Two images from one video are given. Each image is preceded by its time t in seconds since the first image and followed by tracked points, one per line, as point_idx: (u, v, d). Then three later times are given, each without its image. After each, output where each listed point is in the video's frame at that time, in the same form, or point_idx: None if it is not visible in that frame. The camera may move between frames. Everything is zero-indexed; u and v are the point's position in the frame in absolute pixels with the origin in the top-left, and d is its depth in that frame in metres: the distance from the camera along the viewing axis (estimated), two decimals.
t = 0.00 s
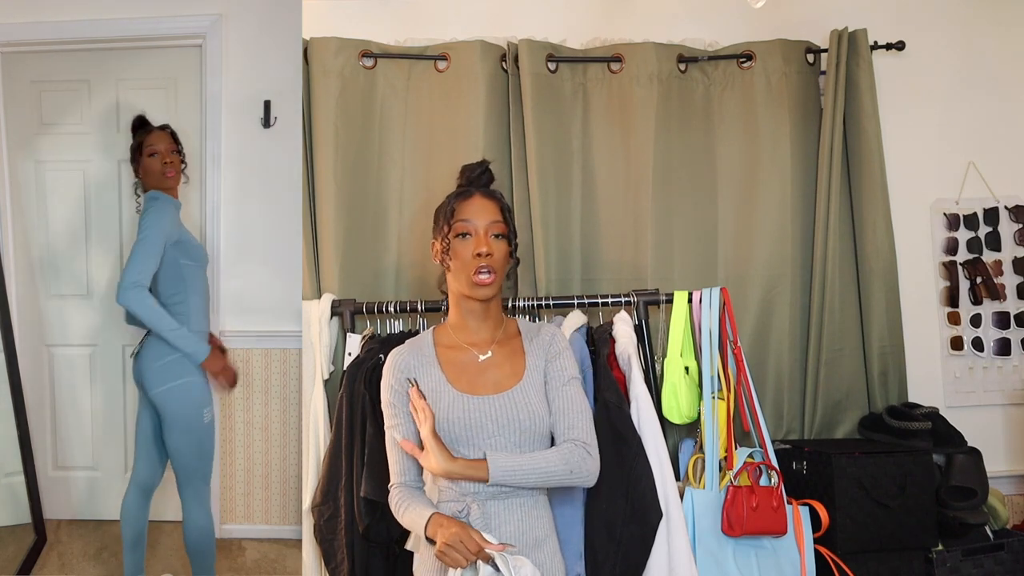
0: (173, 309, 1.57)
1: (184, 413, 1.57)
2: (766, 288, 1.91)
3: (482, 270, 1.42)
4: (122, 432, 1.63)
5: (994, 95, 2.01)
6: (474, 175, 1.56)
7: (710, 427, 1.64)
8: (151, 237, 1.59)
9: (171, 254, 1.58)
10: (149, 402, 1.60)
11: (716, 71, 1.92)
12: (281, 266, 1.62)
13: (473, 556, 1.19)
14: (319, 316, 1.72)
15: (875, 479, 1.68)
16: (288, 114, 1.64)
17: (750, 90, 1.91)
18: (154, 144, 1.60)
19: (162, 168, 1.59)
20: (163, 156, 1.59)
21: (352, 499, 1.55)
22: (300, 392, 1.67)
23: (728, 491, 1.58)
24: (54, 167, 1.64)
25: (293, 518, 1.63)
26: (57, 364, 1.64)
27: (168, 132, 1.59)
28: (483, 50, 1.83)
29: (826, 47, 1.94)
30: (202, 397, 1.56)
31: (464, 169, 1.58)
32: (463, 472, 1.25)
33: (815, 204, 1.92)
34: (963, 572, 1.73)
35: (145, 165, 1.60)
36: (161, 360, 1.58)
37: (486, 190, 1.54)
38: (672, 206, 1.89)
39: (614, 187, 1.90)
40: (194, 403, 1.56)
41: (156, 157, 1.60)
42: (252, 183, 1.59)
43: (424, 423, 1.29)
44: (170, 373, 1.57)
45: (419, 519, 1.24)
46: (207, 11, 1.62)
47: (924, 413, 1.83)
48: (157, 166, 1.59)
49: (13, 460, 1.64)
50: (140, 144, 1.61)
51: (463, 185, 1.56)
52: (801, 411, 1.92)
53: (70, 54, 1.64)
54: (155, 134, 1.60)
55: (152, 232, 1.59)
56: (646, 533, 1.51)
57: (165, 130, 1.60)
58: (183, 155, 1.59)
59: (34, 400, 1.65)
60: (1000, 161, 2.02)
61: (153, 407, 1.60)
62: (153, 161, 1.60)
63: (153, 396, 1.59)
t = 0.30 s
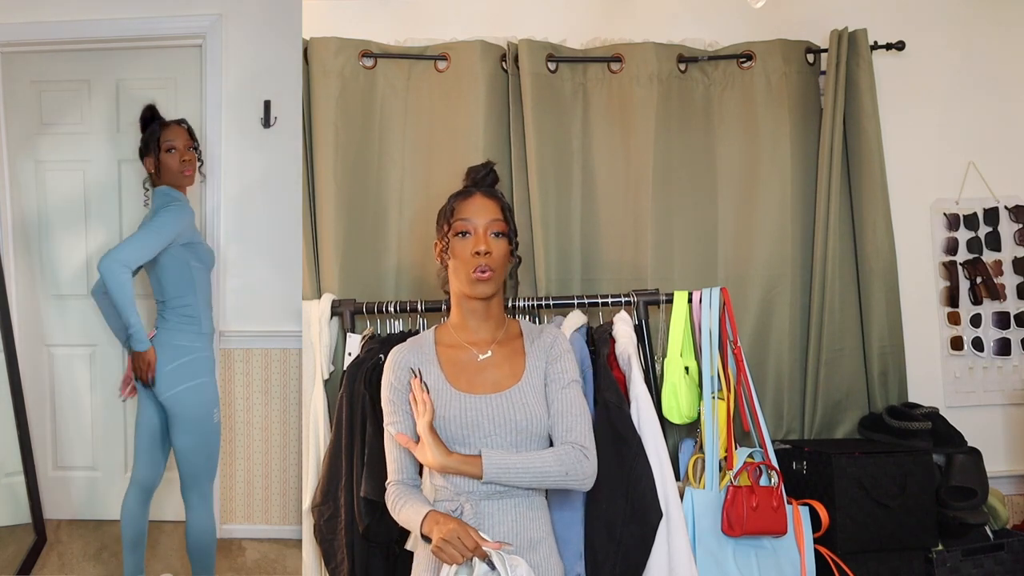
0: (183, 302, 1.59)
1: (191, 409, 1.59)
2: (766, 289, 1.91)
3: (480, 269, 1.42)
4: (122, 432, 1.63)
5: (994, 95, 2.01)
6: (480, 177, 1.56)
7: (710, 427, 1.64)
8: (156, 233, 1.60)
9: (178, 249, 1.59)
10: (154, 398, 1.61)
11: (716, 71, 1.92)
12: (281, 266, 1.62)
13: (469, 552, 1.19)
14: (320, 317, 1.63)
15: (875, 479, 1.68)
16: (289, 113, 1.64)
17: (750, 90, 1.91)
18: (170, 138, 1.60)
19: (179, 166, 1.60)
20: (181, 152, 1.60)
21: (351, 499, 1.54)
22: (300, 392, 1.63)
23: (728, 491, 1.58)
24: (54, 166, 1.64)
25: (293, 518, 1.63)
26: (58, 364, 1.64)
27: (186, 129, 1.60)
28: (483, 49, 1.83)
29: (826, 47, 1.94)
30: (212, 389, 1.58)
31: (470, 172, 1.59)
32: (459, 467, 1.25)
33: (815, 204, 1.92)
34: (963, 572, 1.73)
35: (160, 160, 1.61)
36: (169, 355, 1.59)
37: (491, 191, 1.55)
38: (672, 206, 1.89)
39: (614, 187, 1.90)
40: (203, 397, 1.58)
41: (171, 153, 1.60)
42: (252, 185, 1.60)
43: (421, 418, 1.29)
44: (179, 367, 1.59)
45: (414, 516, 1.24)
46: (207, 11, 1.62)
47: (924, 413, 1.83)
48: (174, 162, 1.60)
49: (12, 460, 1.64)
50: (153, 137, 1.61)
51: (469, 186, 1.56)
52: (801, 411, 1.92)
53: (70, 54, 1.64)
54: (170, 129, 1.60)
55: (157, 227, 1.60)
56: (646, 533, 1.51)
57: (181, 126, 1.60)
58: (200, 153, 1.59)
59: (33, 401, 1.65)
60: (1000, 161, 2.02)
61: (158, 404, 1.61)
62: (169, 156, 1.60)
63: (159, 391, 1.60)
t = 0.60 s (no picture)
0: (182, 302, 1.59)
1: (188, 410, 1.58)
2: (766, 288, 1.91)
3: (469, 261, 1.43)
4: (121, 432, 1.63)
5: (994, 95, 2.01)
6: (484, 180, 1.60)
7: (710, 427, 1.64)
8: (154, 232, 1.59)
9: (177, 249, 1.58)
10: (151, 399, 1.60)
11: (716, 71, 1.92)
12: (281, 266, 1.62)
13: (457, 506, 1.18)
14: (320, 317, 1.64)
15: (875, 479, 1.68)
16: (289, 114, 1.64)
17: (750, 90, 1.91)
18: (171, 137, 1.60)
19: (180, 165, 1.60)
20: (182, 152, 1.60)
21: (351, 499, 1.54)
22: (300, 392, 1.63)
23: (728, 491, 1.58)
24: (54, 167, 1.64)
25: (293, 518, 1.63)
26: (58, 364, 1.64)
27: (187, 127, 1.60)
28: (482, 49, 1.83)
29: (827, 47, 1.94)
30: (211, 390, 1.58)
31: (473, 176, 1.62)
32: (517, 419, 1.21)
33: (815, 204, 1.92)
34: (963, 572, 1.73)
35: (161, 159, 1.60)
36: (167, 355, 1.59)
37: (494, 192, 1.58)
38: (672, 206, 1.89)
39: (614, 187, 1.90)
40: (201, 398, 1.58)
41: (172, 152, 1.60)
42: (253, 184, 1.60)
43: (493, 348, 1.21)
44: (178, 368, 1.59)
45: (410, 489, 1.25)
46: (207, 12, 1.62)
47: (923, 413, 1.83)
48: (175, 162, 1.60)
49: (12, 460, 1.64)
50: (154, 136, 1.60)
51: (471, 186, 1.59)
52: (801, 411, 1.92)
53: (70, 54, 1.64)
54: (172, 128, 1.60)
55: (156, 227, 1.59)
56: (645, 533, 1.51)
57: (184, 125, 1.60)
58: (202, 153, 1.59)
59: (34, 400, 1.65)
60: (1001, 161, 2.02)
61: (155, 405, 1.61)
62: (171, 156, 1.60)
63: (157, 392, 1.60)
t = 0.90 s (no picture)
0: (183, 302, 1.58)
1: (188, 410, 1.57)
2: (766, 288, 1.91)
3: (467, 271, 1.42)
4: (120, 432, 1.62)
5: (994, 95, 2.01)
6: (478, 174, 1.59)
7: (710, 427, 1.64)
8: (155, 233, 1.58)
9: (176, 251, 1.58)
10: (152, 399, 1.60)
11: (716, 71, 1.92)
12: (281, 266, 1.62)
13: (465, 447, 1.16)
14: (320, 317, 1.68)
15: (875, 479, 1.68)
16: (289, 114, 1.64)
17: (750, 90, 1.91)
18: (169, 138, 1.59)
19: (178, 167, 1.59)
20: (180, 153, 1.58)
21: (352, 499, 1.54)
22: (300, 393, 1.65)
23: (728, 491, 1.58)
24: (54, 167, 1.64)
25: (293, 518, 1.64)
26: (58, 364, 1.64)
27: (185, 127, 1.59)
28: (483, 49, 1.83)
29: (826, 47, 1.94)
30: (212, 389, 1.57)
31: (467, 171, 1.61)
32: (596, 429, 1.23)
33: (815, 204, 1.92)
34: (963, 572, 1.73)
35: (160, 161, 1.60)
36: (168, 355, 1.58)
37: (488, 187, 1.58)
38: (672, 206, 1.90)
39: (614, 187, 1.90)
40: (200, 400, 1.57)
41: (170, 152, 1.59)
42: (254, 183, 1.60)
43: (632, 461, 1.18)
44: (179, 367, 1.58)
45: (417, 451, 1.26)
46: (207, 12, 1.62)
47: (924, 413, 1.83)
48: (173, 164, 1.59)
49: (12, 461, 1.64)
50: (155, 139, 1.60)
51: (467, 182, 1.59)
52: (801, 411, 1.92)
53: (70, 54, 1.64)
54: (170, 127, 1.59)
55: (155, 228, 1.58)
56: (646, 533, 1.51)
57: (181, 125, 1.59)
58: (198, 152, 1.59)
59: (34, 401, 1.65)
60: (1001, 161, 2.02)
61: (155, 407, 1.60)
62: (168, 157, 1.59)
63: (157, 391, 1.59)
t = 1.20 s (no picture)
0: (183, 302, 1.58)
1: (189, 410, 1.57)
2: (766, 288, 1.91)
3: (477, 271, 1.41)
4: (120, 432, 1.62)
5: (994, 95, 2.01)
6: (486, 172, 1.57)
7: (710, 427, 1.64)
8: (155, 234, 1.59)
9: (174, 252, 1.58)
10: (154, 399, 1.59)
11: (716, 71, 1.92)
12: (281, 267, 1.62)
13: (481, 448, 1.18)
14: (320, 317, 1.67)
15: (875, 479, 1.68)
16: (289, 114, 1.64)
17: (750, 90, 1.91)
18: (167, 139, 1.59)
19: (176, 168, 1.58)
20: (178, 154, 1.58)
21: (351, 499, 1.55)
22: (300, 392, 1.65)
23: (728, 491, 1.58)
24: (54, 167, 1.64)
25: (293, 518, 1.64)
26: (58, 364, 1.64)
27: (182, 127, 1.59)
28: (483, 49, 1.83)
29: (827, 47, 1.94)
30: (213, 387, 1.57)
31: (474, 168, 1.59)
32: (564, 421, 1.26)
33: (815, 204, 1.92)
34: (963, 572, 1.73)
35: (159, 163, 1.59)
36: (169, 355, 1.57)
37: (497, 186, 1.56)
38: (672, 206, 1.89)
39: (614, 187, 1.90)
40: (200, 400, 1.57)
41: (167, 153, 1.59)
42: (254, 182, 1.60)
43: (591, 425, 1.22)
44: (179, 367, 1.57)
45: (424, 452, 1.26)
46: (207, 12, 1.62)
47: (923, 413, 1.83)
48: (171, 165, 1.58)
49: (12, 461, 1.64)
50: (154, 142, 1.60)
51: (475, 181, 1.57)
52: (801, 411, 1.92)
53: (70, 55, 1.64)
54: (168, 128, 1.60)
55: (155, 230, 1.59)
56: (645, 533, 1.51)
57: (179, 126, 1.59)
58: (195, 152, 1.58)
59: (34, 401, 1.65)
60: (1001, 161, 2.02)
61: (154, 409, 1.60)
62: (165, 158, 1.58)
63: (159, 391, 1.59)
